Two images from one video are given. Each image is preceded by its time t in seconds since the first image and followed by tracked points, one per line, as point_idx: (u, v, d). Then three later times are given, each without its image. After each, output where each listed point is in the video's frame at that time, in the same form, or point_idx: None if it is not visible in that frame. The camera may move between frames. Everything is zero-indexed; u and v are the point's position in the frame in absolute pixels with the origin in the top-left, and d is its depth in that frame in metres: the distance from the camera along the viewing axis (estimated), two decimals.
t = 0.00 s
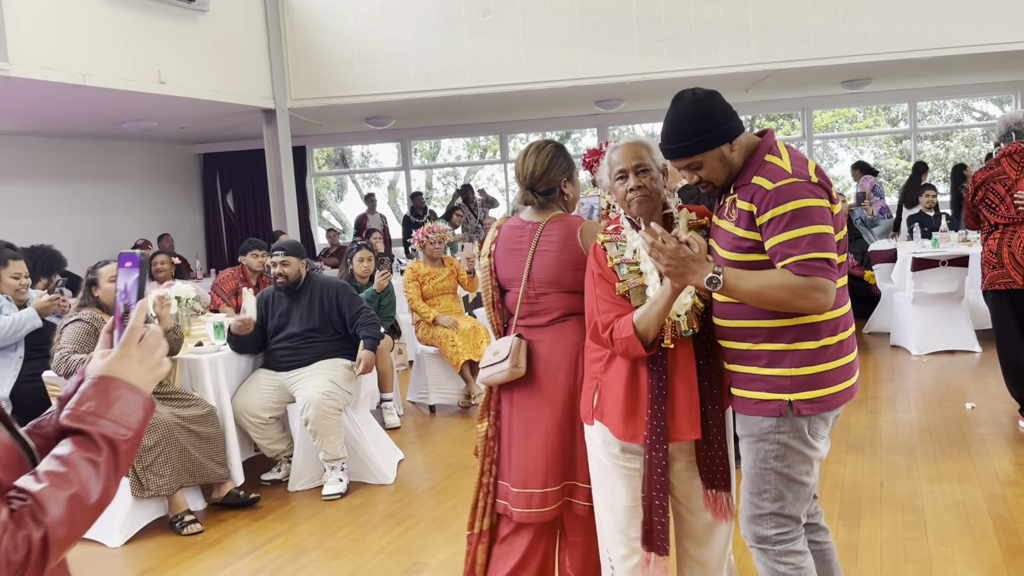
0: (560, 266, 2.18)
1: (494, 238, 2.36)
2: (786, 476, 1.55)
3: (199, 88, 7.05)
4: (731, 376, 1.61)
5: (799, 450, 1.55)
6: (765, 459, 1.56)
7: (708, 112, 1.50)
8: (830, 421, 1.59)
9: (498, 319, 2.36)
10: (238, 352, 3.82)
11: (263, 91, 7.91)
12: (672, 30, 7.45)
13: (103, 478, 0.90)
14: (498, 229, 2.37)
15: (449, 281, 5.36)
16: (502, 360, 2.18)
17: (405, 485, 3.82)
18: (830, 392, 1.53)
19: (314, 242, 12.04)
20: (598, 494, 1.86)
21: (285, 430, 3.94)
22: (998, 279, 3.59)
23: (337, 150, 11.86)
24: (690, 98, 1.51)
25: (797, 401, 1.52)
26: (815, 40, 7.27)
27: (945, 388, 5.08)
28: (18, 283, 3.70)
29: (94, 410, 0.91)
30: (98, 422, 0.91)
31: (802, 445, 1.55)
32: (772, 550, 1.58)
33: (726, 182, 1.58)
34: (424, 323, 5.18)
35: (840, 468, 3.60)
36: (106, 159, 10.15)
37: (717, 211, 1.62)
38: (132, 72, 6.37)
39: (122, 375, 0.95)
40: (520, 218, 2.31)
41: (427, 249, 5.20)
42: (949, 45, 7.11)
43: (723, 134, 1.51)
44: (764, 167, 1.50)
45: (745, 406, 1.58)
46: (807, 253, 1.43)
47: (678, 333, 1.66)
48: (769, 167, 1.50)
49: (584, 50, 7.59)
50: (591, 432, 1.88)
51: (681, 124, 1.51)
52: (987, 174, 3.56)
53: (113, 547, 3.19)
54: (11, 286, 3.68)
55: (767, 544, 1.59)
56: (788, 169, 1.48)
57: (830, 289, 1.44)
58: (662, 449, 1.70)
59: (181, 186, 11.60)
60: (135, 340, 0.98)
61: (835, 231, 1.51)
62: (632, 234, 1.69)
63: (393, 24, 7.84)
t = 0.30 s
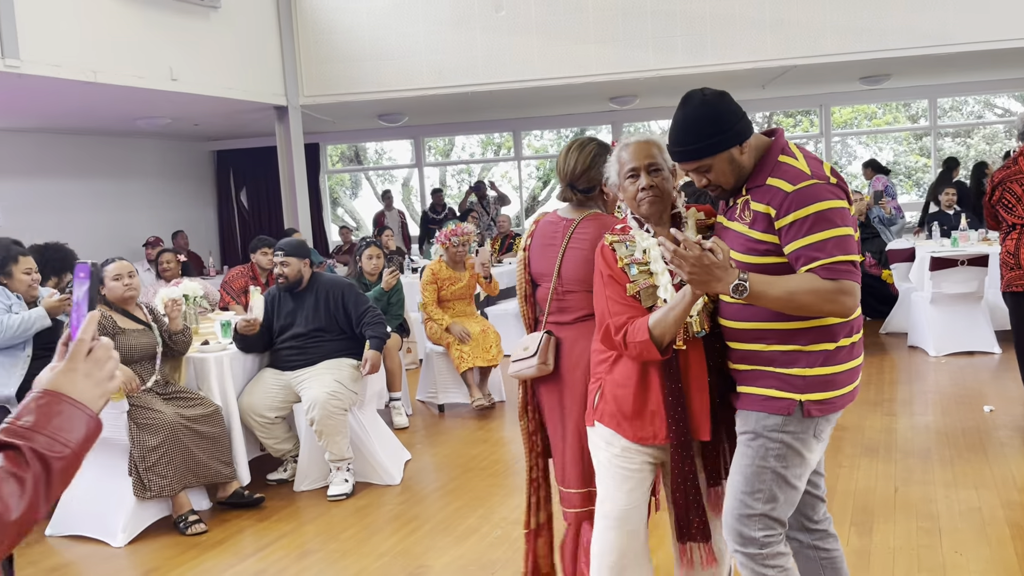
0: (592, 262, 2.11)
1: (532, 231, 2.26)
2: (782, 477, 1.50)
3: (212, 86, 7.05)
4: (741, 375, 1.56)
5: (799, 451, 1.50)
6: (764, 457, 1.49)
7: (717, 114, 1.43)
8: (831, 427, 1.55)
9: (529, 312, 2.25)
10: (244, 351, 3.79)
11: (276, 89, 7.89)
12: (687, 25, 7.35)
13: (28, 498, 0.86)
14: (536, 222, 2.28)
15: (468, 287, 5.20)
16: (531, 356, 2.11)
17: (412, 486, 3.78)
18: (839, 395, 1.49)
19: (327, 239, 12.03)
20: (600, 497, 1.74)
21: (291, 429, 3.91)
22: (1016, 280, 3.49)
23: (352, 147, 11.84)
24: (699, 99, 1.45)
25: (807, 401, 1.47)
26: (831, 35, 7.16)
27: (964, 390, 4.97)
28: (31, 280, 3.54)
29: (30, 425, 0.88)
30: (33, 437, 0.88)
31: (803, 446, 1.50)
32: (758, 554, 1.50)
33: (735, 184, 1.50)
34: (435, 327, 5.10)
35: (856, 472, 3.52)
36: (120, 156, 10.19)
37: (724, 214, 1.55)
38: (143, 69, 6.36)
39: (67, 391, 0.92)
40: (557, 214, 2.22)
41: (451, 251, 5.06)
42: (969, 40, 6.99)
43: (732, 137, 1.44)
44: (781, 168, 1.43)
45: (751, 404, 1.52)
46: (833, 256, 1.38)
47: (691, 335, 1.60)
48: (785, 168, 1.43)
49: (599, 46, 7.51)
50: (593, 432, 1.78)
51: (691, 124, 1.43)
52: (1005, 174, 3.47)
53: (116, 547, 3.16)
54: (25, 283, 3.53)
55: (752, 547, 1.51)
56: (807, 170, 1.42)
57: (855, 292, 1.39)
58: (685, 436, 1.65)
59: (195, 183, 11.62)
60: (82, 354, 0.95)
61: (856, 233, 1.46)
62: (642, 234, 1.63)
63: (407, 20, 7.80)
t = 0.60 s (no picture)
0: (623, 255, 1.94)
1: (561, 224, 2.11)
2: (765, 486, 1.52)
3: (227, 79, 7.08)
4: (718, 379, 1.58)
5: (779, 460, 1.52)
6: (744, 468, 1.52)
7: (702, 105, 1.44)
8: (811, 432, 1.56)
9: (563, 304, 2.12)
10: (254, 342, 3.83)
11: (292, 82, 7.90)
12: (704, 16, 7.28)
13: None
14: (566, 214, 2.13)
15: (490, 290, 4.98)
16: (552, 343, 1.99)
17: (418, 478, 3.79)
18: (817, 400, 1.50)
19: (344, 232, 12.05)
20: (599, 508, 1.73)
21: (300, 421, 3.93)
22: None
23: (369, 140, 11.86)
24: (683, 88, 1.46)
25: (783, 409, 1.49)
26: (849, 27, 7.07)
27: (981, 387, 4.89)
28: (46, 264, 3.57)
29: None
30: None
31: (782, 454, 1.52)
32: (746, 564, 1.54)
33: (713, 182, 1.52)
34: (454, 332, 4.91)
35: (866, 468, 3.48)
36: (139, 149, 10.28)
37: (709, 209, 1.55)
38: (159, 61, 6.40)
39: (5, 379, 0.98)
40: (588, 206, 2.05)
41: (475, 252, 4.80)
42: (989, 32, 6.88)
43: (716, 131, 1.45)
44: (766, 162, 1.44)
45: (727, 411, 1.54)
46: (823, 252, 1.38)
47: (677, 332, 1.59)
48: (771, 161, 1.44)
49: (615, 38, 7.45)
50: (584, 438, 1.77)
51: (672, 118, 1.45)
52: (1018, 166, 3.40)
53: (124, 535, 3.20)
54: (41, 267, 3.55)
55: (741, 556, 1.55)
56: (793, 164, 1.42)
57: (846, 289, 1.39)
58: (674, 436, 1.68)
59: (214, 176, 11.69)
60: (19, 343, 1.02)
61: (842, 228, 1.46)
62: (627, 230, 1.61)
63: (422, 12, 7.79)
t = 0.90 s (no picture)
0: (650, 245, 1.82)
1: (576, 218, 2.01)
2: (747, 493, 1.51)
3: (245, 73, 7.12)
4: (689, 382, 1.57)
5: (760, 465, 1.50)
6: (725, 477, 1.50)
7: (673, 92, 1.41)
8: (794, 435, 1.54)
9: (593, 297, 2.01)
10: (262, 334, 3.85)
11: (310, 75, 7.90)
12: (723, 9, 7.19)
13: None
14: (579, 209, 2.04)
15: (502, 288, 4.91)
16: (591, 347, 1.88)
17: (423, 473, 3.78)
18: (794, 405, 1.48)
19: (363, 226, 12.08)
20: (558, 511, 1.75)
21: (306, 414, 3.94)
22: None
23: (389, 135, 11.87)
24: (653, 75, 1.43)
25: (757, 414, 1.47)
26: (870, 19, 6.95)
27: (1002, 387, 4.78)
28: (58, 257, 3.56)
29: None
30: None
31: (762, 460, 1.50)
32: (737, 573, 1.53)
33: (688, 172, 1.50)
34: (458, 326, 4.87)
35: (876, 468, 3.42)
36: (160, 143, 10.37)
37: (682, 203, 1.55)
38: (177, 56, 6.44)
39: None
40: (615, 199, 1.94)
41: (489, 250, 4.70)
42: (1014, 24, 6.72)
43: (689, 119, 1.42)
44: (738, 154, 1.42)
45: (701, 418, 1.53)
46: (788, 250, 1.35)
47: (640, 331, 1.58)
48: (743, 154, 1.42)
49: (634, 30, 7.37)
50: (549, 440, 1.75)
51: (643, 106, 1.41)
52: None
53: (130, 526, 3.23)
54: (53, 259, 3.55)
55: (732, 566, 1.54)
56: (766, 157, 1.39)
57: (810, 291, 1.36)
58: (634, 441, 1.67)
59: (234, 169, 11.76)
60: None
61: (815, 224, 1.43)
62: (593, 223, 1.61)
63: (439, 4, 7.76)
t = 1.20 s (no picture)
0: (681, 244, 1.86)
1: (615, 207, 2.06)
2: (731, 498, 1.49)
3: (259, 72, 7.15)
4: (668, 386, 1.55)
5: (744, 469, 1.48)
6: (709, 482, 1.49)
7: (646, 93, 1.40)
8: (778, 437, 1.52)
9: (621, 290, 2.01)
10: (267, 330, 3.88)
11: (323, 74, 7.91)
12: (738, 6, 7.13)
13: None
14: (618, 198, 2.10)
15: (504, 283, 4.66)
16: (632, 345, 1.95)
17: (424, 471, 3.79)
18: (776, 407, 1.46)
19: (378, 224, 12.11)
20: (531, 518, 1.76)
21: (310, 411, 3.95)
22: None
23: (405, 132, 11.88)
24: (623, 75, 1.42)
25: (738, 418, 1.45)
26: (885, 16, 6.88)
27: (1015, 389, 4.71)
28: (63, 255, 3.60)
29: None
30: None
31: (745, 463, 1.49)
32: None
33: (662, 173, 1.49)
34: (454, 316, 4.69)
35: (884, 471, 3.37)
36: (176, 140, 10.45)
37: (657, 204, 1.55)
38: (191, 55, 6.49)
39: None
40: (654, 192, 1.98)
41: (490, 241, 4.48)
42: None
43: (661, 119, 1.41)
44: (710, 153, 1.42)
45: (682, 423, 1.51)
46: (762, 247, 1.35)
47: (610, 331, 1.58)
48: (715, 153, 1.42)
49: (647, 28, 7.31)
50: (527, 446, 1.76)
51: (616, 108, 1.40)
52: None
53: (133, 521, 3.25)
54: (56, 258, 3.58)
55: (718, 571, 1.52)
56: (737, 156, 1.40)
57: (784, 288, 1.36)
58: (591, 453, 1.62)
59: (250, 167, 11.83)
60: None
61: (788, 221, 1.44)
62: (565, 221, 1.64)
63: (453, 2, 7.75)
